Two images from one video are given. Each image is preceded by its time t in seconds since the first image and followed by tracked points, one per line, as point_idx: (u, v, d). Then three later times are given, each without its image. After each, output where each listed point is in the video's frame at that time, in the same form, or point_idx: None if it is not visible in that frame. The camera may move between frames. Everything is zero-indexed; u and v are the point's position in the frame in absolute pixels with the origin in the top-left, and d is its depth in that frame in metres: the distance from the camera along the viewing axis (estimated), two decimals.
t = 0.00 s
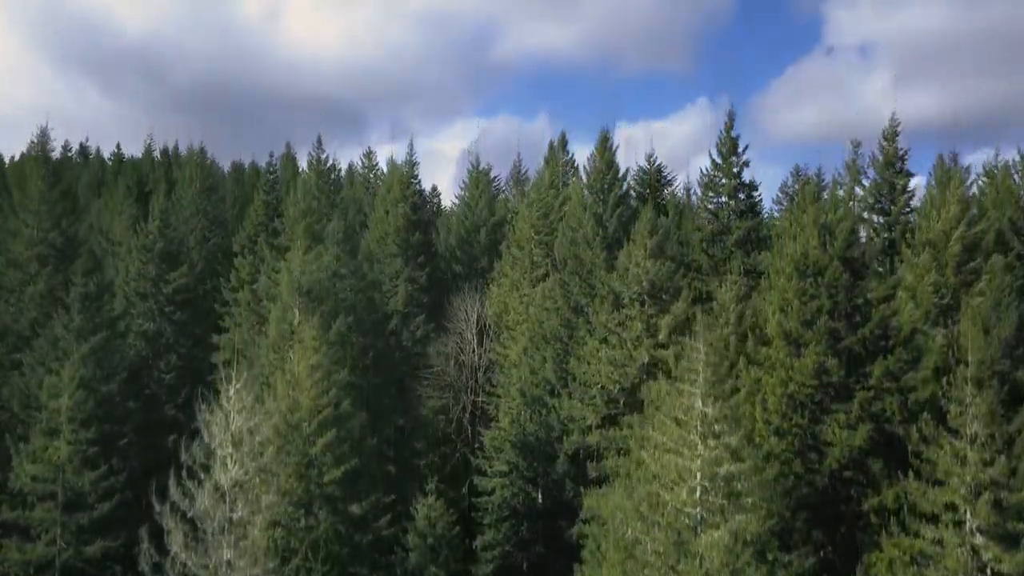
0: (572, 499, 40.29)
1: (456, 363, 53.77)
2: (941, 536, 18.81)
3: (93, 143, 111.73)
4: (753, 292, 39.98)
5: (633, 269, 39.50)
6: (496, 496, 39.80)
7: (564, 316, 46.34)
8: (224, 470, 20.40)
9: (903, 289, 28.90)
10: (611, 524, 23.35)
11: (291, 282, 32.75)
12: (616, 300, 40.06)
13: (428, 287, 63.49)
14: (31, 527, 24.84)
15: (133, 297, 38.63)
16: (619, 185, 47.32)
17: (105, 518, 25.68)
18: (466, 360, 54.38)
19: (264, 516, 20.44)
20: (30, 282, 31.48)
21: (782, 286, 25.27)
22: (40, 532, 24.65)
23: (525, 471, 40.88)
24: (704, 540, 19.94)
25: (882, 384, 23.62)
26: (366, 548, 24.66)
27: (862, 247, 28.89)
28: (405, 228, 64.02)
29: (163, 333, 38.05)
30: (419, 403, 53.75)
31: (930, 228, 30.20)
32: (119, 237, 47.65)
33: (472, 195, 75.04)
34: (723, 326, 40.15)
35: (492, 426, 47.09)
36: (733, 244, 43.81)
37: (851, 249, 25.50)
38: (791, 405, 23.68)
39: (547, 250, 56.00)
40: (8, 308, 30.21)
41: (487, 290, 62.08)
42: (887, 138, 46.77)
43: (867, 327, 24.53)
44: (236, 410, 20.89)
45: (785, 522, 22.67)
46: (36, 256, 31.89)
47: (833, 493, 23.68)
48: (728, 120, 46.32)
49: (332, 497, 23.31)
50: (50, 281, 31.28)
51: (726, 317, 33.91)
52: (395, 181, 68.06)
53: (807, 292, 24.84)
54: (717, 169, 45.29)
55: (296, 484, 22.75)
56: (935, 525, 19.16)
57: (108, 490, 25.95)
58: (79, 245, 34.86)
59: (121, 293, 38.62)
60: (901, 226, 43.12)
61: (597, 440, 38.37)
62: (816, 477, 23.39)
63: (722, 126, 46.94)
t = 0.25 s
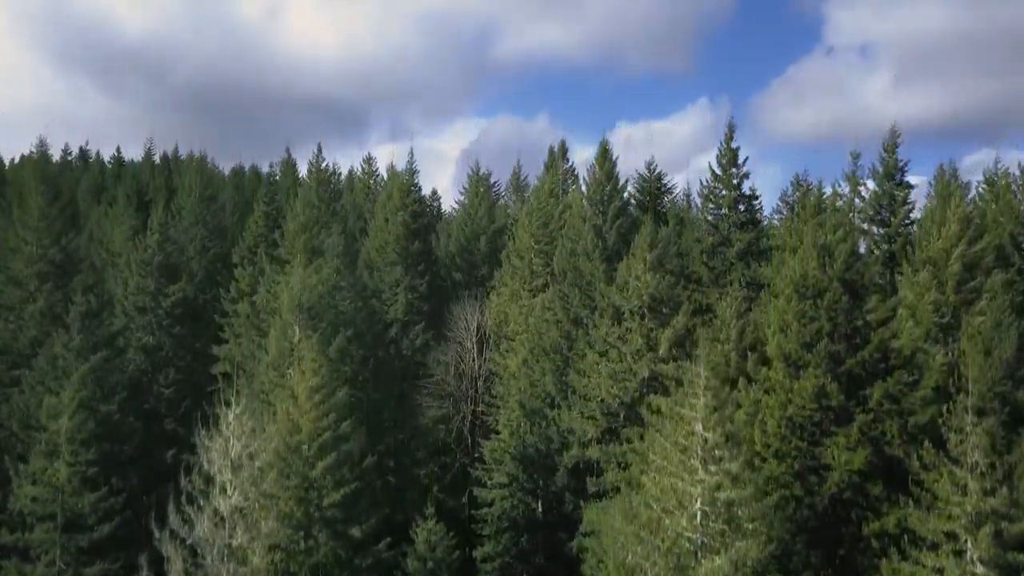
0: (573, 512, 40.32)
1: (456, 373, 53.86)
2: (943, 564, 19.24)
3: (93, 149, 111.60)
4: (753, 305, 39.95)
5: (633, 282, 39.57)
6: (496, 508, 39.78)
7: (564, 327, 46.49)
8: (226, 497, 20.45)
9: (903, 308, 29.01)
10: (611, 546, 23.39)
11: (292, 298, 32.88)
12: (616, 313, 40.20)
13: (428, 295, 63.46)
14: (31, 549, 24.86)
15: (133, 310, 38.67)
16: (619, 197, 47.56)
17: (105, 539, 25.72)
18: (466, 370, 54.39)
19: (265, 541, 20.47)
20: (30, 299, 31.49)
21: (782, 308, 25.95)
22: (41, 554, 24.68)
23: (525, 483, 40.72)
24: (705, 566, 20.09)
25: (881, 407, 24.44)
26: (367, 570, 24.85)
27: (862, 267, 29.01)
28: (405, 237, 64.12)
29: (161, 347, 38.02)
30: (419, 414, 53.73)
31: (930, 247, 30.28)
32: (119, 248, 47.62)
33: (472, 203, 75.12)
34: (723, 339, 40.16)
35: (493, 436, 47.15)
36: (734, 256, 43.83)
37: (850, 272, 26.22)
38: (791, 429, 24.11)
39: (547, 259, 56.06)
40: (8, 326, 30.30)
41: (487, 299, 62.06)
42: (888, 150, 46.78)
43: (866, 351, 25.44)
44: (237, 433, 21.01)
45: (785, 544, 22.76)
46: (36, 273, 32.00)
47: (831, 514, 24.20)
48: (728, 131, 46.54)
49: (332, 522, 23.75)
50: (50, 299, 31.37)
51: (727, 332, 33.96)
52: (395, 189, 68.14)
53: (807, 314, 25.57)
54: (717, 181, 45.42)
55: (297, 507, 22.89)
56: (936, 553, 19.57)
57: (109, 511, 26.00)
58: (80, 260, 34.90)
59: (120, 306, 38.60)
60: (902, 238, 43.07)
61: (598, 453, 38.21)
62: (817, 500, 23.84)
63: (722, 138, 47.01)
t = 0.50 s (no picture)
0: (572, 524, 40.37)
1: (456, 382, 53.87)
2: None
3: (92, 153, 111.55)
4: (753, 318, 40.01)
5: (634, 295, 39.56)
6: (496, 520, 39.81)
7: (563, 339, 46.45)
8: (224, 524, 20.37)
9: (903, 326, 29.02)
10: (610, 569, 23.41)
11: (291, 314, 32.88)
12: (616, 326, 40.16)
13: (428, 303, 63.44)
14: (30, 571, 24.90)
15: (133, 325, 38.67)
16: (619, 208, 47.29)
17: (104, 561, 25.77)
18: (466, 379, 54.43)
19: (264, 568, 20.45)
20: (29, 316, 31.41)
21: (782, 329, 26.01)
22: None
23: (525, 494, 40.79)
24: None
25: (881, 429, 24.56)
26: None
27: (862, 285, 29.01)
28: (405, 245, 64.07)
29: (160, 361, 38.00)
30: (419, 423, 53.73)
31: (930, 264, 30.29)
32: (118, 259, 47.54)
33: (472, 209, 75.08)
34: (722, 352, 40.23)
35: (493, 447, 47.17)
36: (734, 268, 43.85)
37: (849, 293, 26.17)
38: (791, 451, 24.32)
39: (547, 269, 56.03)
40: (7, 344, 30.30)
41: (487, 307, 62.06)
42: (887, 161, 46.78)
43: (866, 372, 25.36)
44: (236, 459, 21.01)
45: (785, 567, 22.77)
46: (35, 290, 31.97)
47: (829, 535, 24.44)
48: (728, 142, 46.49)
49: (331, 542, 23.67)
50: (49, 316, 31.36)
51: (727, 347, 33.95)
52: (395, 197, 68.11)
53: (806, 335, 25.56)
54: (718, 192, 45.41)
55: (296, 530, 22.99)
56: None
57: (108, 532, 26.04)
58: (79, 276, 34.85)
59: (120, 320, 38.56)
60: (902, 250, 43.05)
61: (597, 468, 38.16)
62: (817, 521, 24.00)
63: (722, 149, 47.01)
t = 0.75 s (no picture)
0: (572, 537, 40.56)
1: (456, 392, 54.01)
2: None
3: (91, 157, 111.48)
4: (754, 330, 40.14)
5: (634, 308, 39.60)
6: (495, 531, 39.99)
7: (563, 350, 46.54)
8: (223, 551, 20.26)
9: (904, 344, 29.12)
10: None
11: (292, 331, 32.95)
12: (616, 339, 40.27)
13: (428, 311, 63.53)
14: None
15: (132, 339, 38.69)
16: (619, 219, 47.30)
17: None
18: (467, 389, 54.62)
19: None
20: (30, 333, 31.37)
21: (781, 350, 26.16)
22: None
23: (525, 505, 41.10)
24: None
25: (881, 452, 24.89)
26: None
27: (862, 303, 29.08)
28: (405, 253, 64.07)
29: (160, 375, 38.12)
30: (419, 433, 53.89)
31: (931, 282, 30.43)
32: (118, 270, 47.57)
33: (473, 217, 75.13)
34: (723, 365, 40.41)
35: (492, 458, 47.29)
36: (733, 279, 43.91)
37: (849, 316, 26.29)
38: (790, 474, 24.73)
39: (547, 278, 56.09)
40: (6, 362, 30.30)
41: (487, 315, 62.16)
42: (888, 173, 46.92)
43: (866, 394, 25.47)
44: (235, 485, 21.04)
45: None
46: (35, 307, 31.91)
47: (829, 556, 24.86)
48: (729, 153, 46.49)
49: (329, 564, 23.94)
50: (49, 334, 31.35)
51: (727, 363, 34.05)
52: (395, 204, 68.15)
53: (805, 356, 25.63)
54: (718, 204, 45.47)
55: (295, 554, 23.18)
56: None
57: (107, 553, 26.23)
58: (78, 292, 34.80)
59: (119, 334, 38.57)
60: (902, 262, 43.14)
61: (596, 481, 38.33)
62: (816, 544, 24.39)
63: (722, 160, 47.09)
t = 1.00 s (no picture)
0: (572, 549, 40.71)
1: (455, 401, 54.10)
2: None
3: (91, 161, 111.45)
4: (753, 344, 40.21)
5: (634, 321, 39.53)
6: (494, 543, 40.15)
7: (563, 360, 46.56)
8: None
9: (903, 362, 29.12)
10: None
11: (291, 347, 32.96)
12: (616, 352, 40.31)
13: (428, 319, 63.57)
14: None
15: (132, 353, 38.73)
16: (618, 230, 47.25)
17: None
18: (466, 398, 54.72)
19: None
20: (29, 351, 31.29)
21: (779, 373, 26.14)
22: None
23: (525, 517, 41.33)
24: None
25: (880, 475, 25.11)
26: None
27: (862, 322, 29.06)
28: (405, 261, 64.01)
29: (159, 390, 38.13)
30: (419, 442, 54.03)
31: (930, 300, 30.48)
32: (118, 281, 47.54)
33: (472, 223, 75.12)
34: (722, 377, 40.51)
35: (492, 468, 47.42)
36: (733, 291, 43.91)
37: (849, 338, 26.23)
38: (787, 497, 25.13)
39: (547, 287, 56.08)
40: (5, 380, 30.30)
41: (487, 323, 62.20)
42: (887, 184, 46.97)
43: (866, 416, 25.41)
44: (233, 512, 21.06)
45: None
46: (35, 323, 31.74)
47: None
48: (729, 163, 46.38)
49: None
50: (48, 351, 31.28)
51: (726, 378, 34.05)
52: (395, 212, 68.14)
53: (804, 379, 25.66)
54: (718, 215, 45.48)
55: None
56: None
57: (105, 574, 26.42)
58: (77, 308, 34.71)
59: (118, 348, 38.53)
60: (902, 274, 43.20)
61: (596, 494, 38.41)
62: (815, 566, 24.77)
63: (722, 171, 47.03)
